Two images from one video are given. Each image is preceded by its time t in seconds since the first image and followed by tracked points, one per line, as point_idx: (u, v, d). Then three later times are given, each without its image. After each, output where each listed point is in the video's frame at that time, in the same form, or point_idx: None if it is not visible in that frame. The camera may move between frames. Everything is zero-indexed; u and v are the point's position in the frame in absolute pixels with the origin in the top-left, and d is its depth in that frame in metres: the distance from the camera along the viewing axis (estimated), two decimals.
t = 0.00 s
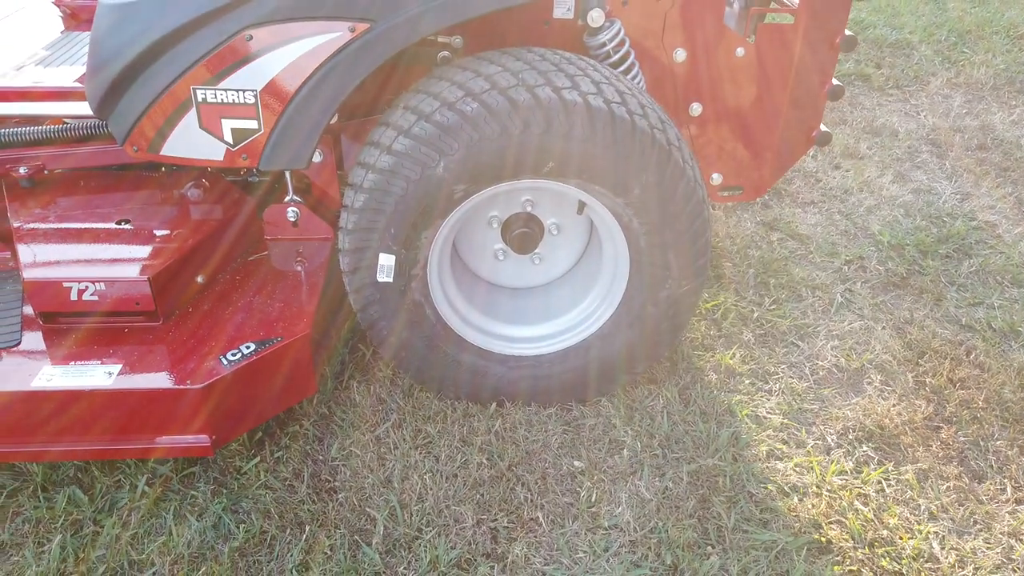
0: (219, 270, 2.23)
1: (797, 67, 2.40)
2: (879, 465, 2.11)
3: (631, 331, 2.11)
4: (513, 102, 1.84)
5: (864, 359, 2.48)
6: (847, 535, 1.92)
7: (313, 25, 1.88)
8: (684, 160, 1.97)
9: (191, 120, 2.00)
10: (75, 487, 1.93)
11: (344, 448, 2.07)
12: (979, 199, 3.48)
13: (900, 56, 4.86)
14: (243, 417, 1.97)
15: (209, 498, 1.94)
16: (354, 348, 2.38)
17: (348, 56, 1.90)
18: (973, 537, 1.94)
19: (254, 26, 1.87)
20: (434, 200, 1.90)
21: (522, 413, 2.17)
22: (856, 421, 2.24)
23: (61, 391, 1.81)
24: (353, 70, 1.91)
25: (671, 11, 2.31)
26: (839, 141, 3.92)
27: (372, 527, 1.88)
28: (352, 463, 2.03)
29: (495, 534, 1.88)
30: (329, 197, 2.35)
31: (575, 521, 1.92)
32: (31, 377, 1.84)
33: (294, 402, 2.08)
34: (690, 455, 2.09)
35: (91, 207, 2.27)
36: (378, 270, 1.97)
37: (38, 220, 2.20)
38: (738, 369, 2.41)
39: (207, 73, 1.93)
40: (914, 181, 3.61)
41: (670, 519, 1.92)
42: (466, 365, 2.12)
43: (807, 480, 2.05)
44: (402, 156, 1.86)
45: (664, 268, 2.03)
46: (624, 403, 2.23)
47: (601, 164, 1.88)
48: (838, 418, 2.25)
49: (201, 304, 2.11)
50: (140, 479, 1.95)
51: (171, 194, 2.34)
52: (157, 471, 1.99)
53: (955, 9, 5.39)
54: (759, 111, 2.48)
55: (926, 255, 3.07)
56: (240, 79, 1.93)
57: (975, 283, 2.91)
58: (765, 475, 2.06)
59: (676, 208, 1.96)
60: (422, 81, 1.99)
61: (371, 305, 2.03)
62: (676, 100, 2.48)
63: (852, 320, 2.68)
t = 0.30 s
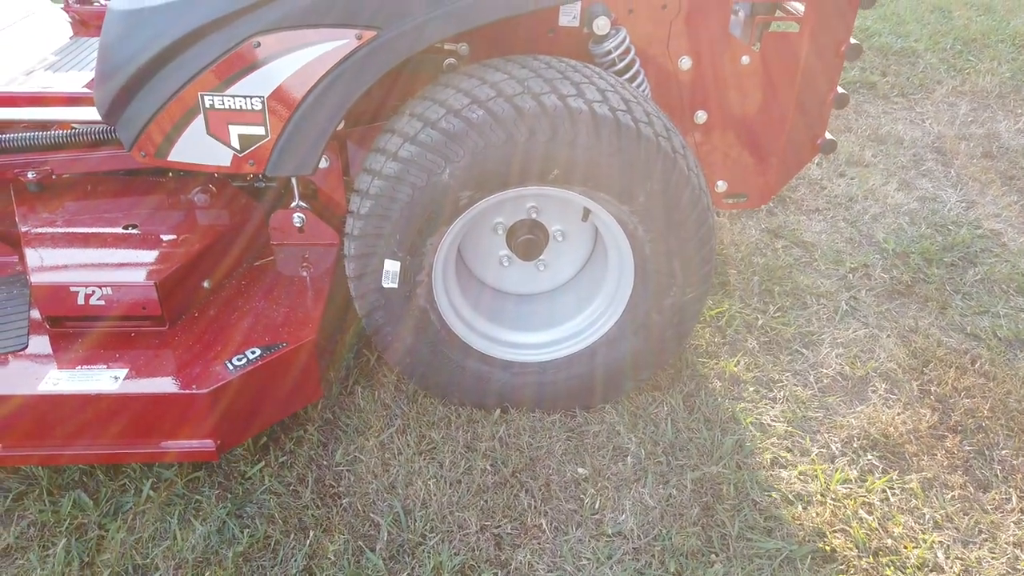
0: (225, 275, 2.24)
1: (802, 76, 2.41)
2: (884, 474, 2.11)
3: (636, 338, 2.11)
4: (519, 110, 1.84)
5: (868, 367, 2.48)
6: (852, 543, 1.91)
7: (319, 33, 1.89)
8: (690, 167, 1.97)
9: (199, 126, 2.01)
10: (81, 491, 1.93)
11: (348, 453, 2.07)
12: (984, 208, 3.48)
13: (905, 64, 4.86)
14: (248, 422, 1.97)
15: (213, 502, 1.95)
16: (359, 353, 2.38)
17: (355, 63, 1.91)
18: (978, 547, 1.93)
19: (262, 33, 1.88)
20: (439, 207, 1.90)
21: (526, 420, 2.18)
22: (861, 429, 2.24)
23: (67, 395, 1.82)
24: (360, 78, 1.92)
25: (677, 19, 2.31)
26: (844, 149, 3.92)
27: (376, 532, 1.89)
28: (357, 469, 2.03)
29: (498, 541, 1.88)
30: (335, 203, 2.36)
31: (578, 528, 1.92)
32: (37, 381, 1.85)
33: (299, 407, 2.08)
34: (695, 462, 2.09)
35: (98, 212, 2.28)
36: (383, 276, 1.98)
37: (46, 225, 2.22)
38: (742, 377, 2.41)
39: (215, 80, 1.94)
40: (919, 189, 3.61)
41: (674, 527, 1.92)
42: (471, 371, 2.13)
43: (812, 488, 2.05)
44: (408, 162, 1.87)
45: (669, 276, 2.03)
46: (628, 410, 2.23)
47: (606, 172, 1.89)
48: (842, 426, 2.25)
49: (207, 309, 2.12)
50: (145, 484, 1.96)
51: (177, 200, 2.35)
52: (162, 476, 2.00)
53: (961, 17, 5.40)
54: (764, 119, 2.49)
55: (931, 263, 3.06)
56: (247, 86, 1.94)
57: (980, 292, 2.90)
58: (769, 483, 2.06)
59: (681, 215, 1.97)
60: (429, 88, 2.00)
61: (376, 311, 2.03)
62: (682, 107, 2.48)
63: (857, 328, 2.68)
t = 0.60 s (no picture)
0: (228, 280, 2.24)
1: (805, 81, 2.41)
2: (887, 481, 2.10)
3: (638, 344, 2.10)
4: (521, 115, 1.85)
5: (872, 374, 2.47)
6: (855, 551, 1.90)
7: (322, 39, 1.89)
8: (693, 173, 1.97)
9: (202, 131, 2.01)
10: (82, 495, 1.93)
11: (349, 459, 2.07)
12: (988, 214, 3.47)
13: (909, 71, 4.86)
14: (250, 426, 1.97)
15: (214, 507, 1.94)
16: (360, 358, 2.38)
17: (358, 68, 1.92)
18: (982, 555, 1.92)
19: (265, 39, 1.89)
20: (441, 212, 1.90)
21: (528, 425, 2.17)
22: (864, 436, 2.23)
23: (69, 399, 1.82)
24: (362, 83, 1.92)
25: (680, 25, 2.31)
26: (847, 155, 3.92)
27: (377, 538, 1.88)
28: (358, 474, 2.03)
29: (500, 547, 1.88)
30: (337, 208, 2.36)
31: (580, 535, 1.91)
32: (39, 386, 1.85)
33: (301, 412, 2.08)
34: (697, 469, 2.08)
35: (101, 217, 2.29)
36: (385, 281, 1.98)
37: (49, 229, 2.22)
38: (745, 383, 2.40)
39: (219, 85, 1.95)
40: (922, 195, 3.61)
41: (677, 533, 1.92)
42: (472, 376, 2.12)
43: (815, 495, 2.04)
44: (410, 168, 1.87)
45: (671, 281, 2.03)
46: (631, 416, 2.22)
47: (609, 178, 1.89)
48: (845, 433, 2.24)
49: (210, 314, 2.12)
50: (146, 488, 1.96)
51: (180, 205, 2.36)
52: (163, 481, 2.00)
53: (965, 24, 5.39)
54: (767, 124, 2.49)
55: (934, 269, 3.06)
56: (250, 91, 1.95)
57: (984, 298, 2.89)
58: (772, 490, 2.05)
59: (684, 220, 1.96)
60: (431, 94, 2.00)
61: (378, 316, 2.03)
62: (685, 113, 2.48)
63: (860, 334, 2.67)
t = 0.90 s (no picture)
0: (226, 289, 2.24)
1: (804, 89, 2.42)
2: (888, 491, 2.09)
3: (637, 353, 2.10)
4: (519, 124, 1.84)
5: (872, 383, 2.45)
6: (855, 562, 1.89)
7: (320, 48, 1.89)
8: (691, 181, 1.97)
9: (200, 140, 2.01)
10: (78, 506, 1.93)
11: (347, 469, 2.06)
12: (988, 221, 3.46)
13: (909, 77, 4.86)
14: (247, 436, 1.96)
15: (211, 518, 1.94)
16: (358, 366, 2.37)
17: (356, 77, 1.91)
18: (983, 565, 1.91)
19: (263, 48, 1.89)
20: (439, 221, 1.90)
21: (527, 435, 2.16)
22: (864, 446, 2.22)
23: (65, 410, 1.82)
24: (360, 92, 1.92)
25: (679, 34, 2.31)
26: (847, 162, 3.92)
27: (374, 549, 1.87)
28: (356, 484, 2.02)
29: (497, 558, 1.87)
30: (336, 217, 2.35)
31: (578, 546, 1.90)
32: (36, 396, 1.84)
33: (299, 421, 2.07)
34: (697, 479, 2.07)
35: (100, 226, 2.29)
36: (383, 290, 1.97)
37: (47, 238, 2.22)
38: (745, 392, 2.39)
39: (217, 94, 1.94)
40: (923, 202, 3.60)
41: (676, 544, 1.91)
42: (471, 385, 2.11)
43: (815, 505, 2.03)
44: (408, 177, 1.87)
45: (670, 290, 2.02)
46: (630, 426, 2.21)
47: (607, 186, 1.88)
48: (845, 442, 2.23)
49: (207, 323, 2.12)
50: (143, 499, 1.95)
51: (178, 213, 2.36)
52: (160, 491, 1.99)
53: (965, 31, 5.39)
54: (766, 132, 2.48)
55: (935, 277, 3.05)
56: (248, 100, 1.95)
57: (984, 306, 2.88)
58: (771, 500, 2.04)
59: (683, 229, 1.96)
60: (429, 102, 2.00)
61: (376, 325, 2.03)
62: (683, 122, 2.47)
63: (861, 342, 2.66)
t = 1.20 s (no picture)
0: (223, 299, 2.22)
1: (807, 99, 2.40)
2: (893, 505, 2.06)
3: (639, 364, 2.07)
4: (519, 134, 1.83)
5: (877, 395, 2.42)
6: None
7: (319, 57, 1.88)
8: (693, 191, 1.95)
9: (198, 149, 2.00)
10: (72, 519, 1.90)
11: (344, 482, 2.03)
12: (992, 231, 3.44)
13: (912, 87, 4.85)
14: (244, 449, 1.94)
15: (206, 532, 1.91)
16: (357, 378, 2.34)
17: (354, 86, 1.90)
18: None
19: (261, 57, 1.88)
20: (438, 231, 1.88)
21: (527, 447, 2.14)
22: (869, 459, 2.19)
23: (60, 422, 1.80)
24: (358, 101, 1.91)
25: (680, 42, 2.30)
26: (850, 172, 3.90)
27: (372, 564, 1.85)
28: (353, 498, 1.99)
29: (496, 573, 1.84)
30: (335, 226, 2.34)
31: (579, 561, 1.87)
32: (30, 408, 1.82)
33: (296, 433, 2.05)
34: (699, 492, 2.05)
35: (97, 236, 2.27)
36: (381, 301, 1.95)
37: (44, 248, 2.20)
38: (748, 404, 2.36)
39: (215, 103, 1.93)
40: (926, 212, 3.58)
41: (678, 559, 1.88)
42: (470, 397, 2.09)
43: (819, 519, 2.00)
44: (407, 186, 1.85)
45: (672, 301, 2.00)
46: (632, 438, 2.19)
47: (607, 196, 1.87)
48: (849, 455, 2.20)
49: (204, 335, 2.10)
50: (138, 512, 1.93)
51: (177, 223, 2.34)
52: (155, 504, 1.97)
53: (968, 40, 5.38)
54: (768, 141, 2.47)
55: (939, 287, 3.02)
56: (246, 110, 1.93)
57: (990, 317, 2.86)
58: (775, 514, 2.01)
59: (684, 240, 1.94)
60: (429, 112, 1.98)
61: (374, 336, 2.00)
62: (685, 131, 2.45)
63: (865, 353, 2.64)
